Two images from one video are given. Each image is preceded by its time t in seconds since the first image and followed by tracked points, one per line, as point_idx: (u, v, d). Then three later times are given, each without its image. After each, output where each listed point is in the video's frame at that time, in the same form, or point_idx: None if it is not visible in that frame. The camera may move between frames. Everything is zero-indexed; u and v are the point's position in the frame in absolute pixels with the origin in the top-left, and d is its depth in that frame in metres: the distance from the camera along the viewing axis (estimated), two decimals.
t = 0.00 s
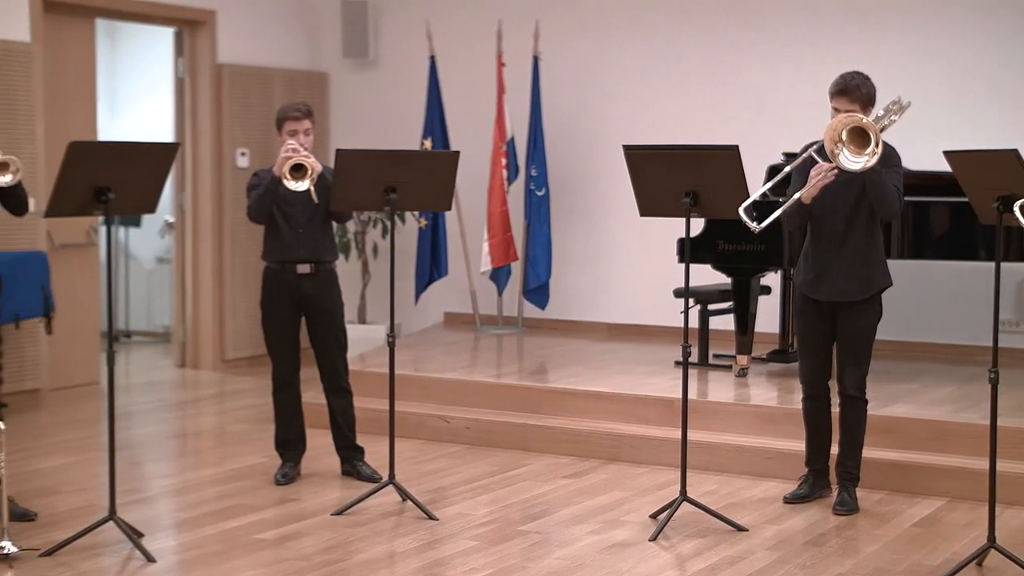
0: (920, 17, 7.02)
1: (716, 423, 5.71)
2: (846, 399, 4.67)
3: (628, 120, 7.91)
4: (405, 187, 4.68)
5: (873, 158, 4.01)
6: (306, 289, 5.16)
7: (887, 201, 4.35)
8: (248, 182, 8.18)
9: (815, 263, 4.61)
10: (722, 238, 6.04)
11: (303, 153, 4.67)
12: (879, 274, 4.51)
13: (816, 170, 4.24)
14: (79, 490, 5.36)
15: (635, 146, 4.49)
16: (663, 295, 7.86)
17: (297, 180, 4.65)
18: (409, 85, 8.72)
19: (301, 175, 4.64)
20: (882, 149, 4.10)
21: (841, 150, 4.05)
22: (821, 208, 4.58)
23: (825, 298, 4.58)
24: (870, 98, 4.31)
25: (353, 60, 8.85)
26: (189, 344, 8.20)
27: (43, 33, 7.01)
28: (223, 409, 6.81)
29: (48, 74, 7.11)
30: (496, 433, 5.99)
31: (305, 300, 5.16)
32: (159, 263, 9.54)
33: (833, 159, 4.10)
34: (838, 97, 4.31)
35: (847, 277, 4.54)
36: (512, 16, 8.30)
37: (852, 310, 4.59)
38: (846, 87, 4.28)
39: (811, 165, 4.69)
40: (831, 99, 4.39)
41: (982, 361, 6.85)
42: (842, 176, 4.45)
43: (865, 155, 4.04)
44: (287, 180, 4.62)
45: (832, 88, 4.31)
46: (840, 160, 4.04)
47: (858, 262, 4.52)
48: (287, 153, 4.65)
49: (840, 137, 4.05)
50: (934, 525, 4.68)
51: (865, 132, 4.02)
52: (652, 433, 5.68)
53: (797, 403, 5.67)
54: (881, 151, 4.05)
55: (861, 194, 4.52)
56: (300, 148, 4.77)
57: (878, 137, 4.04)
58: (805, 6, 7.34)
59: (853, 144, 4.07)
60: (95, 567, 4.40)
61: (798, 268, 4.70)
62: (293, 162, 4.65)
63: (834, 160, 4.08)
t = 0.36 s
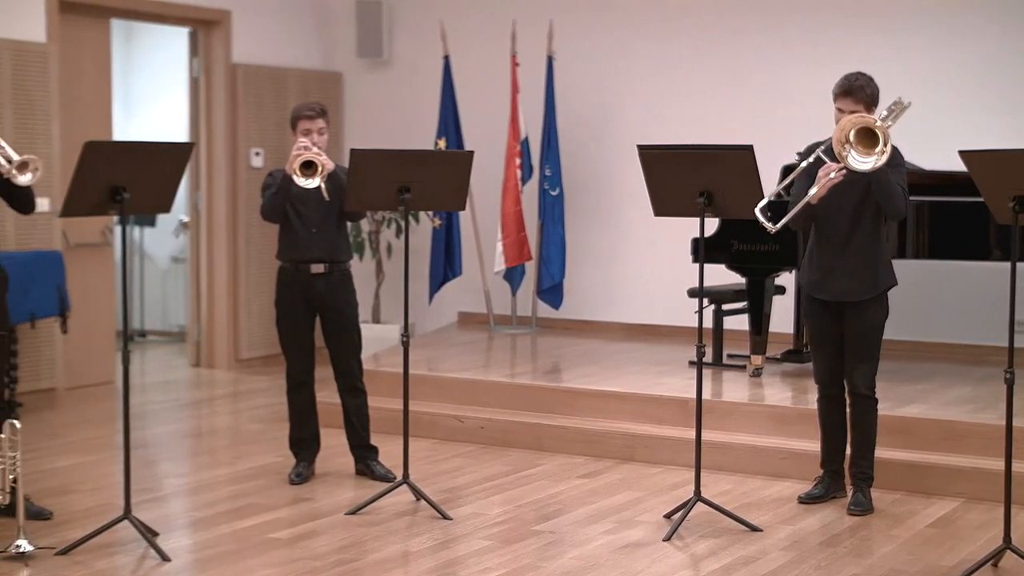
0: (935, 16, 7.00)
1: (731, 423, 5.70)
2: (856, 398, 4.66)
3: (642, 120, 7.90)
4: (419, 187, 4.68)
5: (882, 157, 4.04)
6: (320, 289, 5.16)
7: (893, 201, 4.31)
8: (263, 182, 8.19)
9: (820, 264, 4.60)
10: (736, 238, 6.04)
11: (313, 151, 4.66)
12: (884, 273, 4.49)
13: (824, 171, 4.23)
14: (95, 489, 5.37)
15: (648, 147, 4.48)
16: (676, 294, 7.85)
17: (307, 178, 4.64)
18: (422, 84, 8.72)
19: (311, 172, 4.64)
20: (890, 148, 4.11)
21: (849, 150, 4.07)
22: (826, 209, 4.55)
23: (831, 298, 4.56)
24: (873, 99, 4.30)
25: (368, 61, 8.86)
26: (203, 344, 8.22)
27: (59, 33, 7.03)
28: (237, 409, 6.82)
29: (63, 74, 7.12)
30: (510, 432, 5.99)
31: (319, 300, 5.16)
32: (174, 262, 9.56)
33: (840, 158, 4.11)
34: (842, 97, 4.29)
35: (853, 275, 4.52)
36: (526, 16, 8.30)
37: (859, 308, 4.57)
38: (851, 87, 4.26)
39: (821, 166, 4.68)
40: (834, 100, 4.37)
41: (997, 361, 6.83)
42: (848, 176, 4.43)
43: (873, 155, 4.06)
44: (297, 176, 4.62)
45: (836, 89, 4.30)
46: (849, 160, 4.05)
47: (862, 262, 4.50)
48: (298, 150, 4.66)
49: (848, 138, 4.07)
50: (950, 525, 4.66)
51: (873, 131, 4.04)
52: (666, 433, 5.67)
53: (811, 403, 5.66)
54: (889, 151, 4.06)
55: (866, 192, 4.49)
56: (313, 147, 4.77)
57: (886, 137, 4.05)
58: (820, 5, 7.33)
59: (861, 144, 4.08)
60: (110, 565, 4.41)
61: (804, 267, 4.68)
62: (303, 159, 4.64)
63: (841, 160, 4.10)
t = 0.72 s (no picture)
0: (951, 16, 6.98)
1: (745, 423, 5.69)
2: (867, 398, 4.65)
3: (656, 119, 7.90)
4: (432, 187, 4.68)
5: (892, 151, 4.03)
6: (333, 289, 5.15)
7: (899, 196, 4.33)
8: (277, 182, 8.20)
9: (825, 264, 4.59)
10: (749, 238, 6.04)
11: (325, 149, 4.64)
12: (890, 271, 4.49)
13: (831, 169, 4.20)
14: (110, 487, 5.38)
15: (661, 148, 4.48)
16: (689, 294, 7.84)
17: (318, 175, 4.61)
18: (436, 84, 8.73)
19: (322, 170, 4.60)
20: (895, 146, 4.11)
21: (856, 145, 4.05)
22: (830, 209, 4.56)
23: (837, 297, 4.55)
24: (875, 99, 4.29)
25: (382, 61, 8.87)
26: (217, 343, 8.23)
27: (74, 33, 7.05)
28: (251, 408, 6.83)
29: (79, 73, 7.14)
30: (524, 432, 5.99)
31: (333, 299, 5.16)
32: (188, 262, 9.58)
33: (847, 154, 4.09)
34: (845, 97, 4.29)
35: (858, 274, 4.51)
36: (540, 16, 8.30)
37: (865, 306, 4.56)
38: (853, 87, 4.26)
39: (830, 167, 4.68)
40: (836, 101, 4.36)
41: (1012, 361, 6.81)
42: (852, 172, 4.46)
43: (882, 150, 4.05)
44: (307, 174, 4.59)
45: (839, 89, 4.29)
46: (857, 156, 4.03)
47: (867, 260, 4.50)
48: (309, 148, 4.63)
49: (855, 133, 4.06)
50: (964, 526, 4.65)
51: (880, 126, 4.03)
52: (680, 433, 5.67)
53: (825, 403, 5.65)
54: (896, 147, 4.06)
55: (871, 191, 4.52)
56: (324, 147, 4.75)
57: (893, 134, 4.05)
58: (835, 5, 7.31)
59: (868, 140, 4.07)
60: (124, 564, 4.42)
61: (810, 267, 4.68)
62: (314, 157, 4.62)
63: (849, 155, 4.08)
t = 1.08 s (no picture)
0: (964, 15, 6.96)
1: (757, 423, 5.69)
2: (878, 396, 4.63)
3: (668, 119, 7.89)
4: (445, 186, 4.68)
5: (902, 144, 4.05)
6: (346, 289, 5.15)
7: (907, 193, 4.31)
8: (289, 182, 8.21)
9: (832, 263, 4.58)
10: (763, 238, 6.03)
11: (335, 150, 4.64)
12: (897, 270, 4.48)
13: (841, 161, 4.23)
14: (123, 487, 5.40)
15: (673, 148, 4.48)
16: (701, 294, 7.84)
17: (327, 176, 4.62)
18: (448, 84, 8.74)
19: (332, 171, 4.61)
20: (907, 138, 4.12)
21: (865, 138, 4.09)
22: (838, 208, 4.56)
23: (845, 295, 4.54)
24: (883, 96, 4.29)
25: (395, 61, 8.87)
26: (230, 343, 8.24)
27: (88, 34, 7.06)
28: (263, 408, 6.84)
29: (93, 74, 7.16)
30: (535, 432, 5.99)
31: (346, 299, 5.16)
32: (201, 261, 9.59)
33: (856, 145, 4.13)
34: (852, 95, 4.27)
35: (866, 273, 4.50)
36: (552, 16, 8.30)
37: (873, 305, 4.55)
38: (859, 85, 4.25)
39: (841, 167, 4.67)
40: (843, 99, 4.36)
41: None
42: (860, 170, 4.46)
43: (892, 143, 4.07)
44: (316, 175, 4.59)
45: (845, 87, 4.29)
46: (865, 150, 4.07)
47: (875, 258, 4.49)
48: (319, 149, 4.64)
49: (864, 126, 4.09)
50: (978, 527, 4.64)
51: (890, 119, 4.05)
52: (692, 433, 5.66)
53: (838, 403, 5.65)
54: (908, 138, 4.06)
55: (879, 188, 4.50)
56: (335, 147, 4.75)
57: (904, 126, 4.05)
58: (848, 5, 7.30)
59: (878, 134, 4.09)
60: (137, 563, 4.42)
61: (817, 266, 4.68)
62: (324, 158, 4.61)
63: (858, 147, 4.12)
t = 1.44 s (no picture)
0: (975, 15, 6.95)
1: (768, 422, 5.68)
2: (886, 395, 4.62)
3: (679, 118, 7.89)
4: (455, 185, 4.68)
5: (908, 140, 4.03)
6: (357, 289, 5.15)
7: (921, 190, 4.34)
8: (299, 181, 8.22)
9: (841, 262, 4.57)
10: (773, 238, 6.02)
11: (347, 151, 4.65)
12: (905, 270, 4.47)
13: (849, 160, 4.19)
14: (134, 486, 5.40)
15: (684, 148, 4.48)
16: (711, 294, 7.83)
17: (340, 178, 4.62)
18: (458, 84, 8.74)
19: (345, 172, 4.61)
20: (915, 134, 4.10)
21: (871, 135, 4.08)
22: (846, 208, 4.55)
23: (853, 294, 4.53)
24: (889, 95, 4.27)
25: (405, 60, 8.88)
26: (241, 342, 8.26)
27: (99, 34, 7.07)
28: (274, 407, 6.85)
29: (103, 74, 7.17)
30: (545, 432, 5.99)
31: (356, 298, 5.16)
32: (212, 261, 9.60)
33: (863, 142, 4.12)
34: (857, 95, 4.26)
35: (874, 272, 4.49)
36: (562, 16, 8.30)
37: (881, 305, 4.53)
38: (864, 85, 4.24)
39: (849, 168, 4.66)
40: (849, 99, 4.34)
41: None
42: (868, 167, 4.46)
43: (899, 140, 4.05)
44: (330, 176, 4.59)
45: (850, 88, 4.27)
46: (871, 147, 4.07)
47: (884, 257, 4.48)
48: (331, 150, 4.64)
49: (870, 122, 4.08)
50: (988, 527, 4.63)
51: (896, 116, 4.04)
52: (702, 433, 5.66)
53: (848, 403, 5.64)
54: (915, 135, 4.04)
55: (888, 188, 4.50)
56: (347, 148, 4.75)
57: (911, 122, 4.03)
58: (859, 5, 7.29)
59: (885, 131, 4.07)
60: (148, 563, 4.43)
61: (825, 265, 4.66)
62: (336, 159, 4.62)
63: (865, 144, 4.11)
